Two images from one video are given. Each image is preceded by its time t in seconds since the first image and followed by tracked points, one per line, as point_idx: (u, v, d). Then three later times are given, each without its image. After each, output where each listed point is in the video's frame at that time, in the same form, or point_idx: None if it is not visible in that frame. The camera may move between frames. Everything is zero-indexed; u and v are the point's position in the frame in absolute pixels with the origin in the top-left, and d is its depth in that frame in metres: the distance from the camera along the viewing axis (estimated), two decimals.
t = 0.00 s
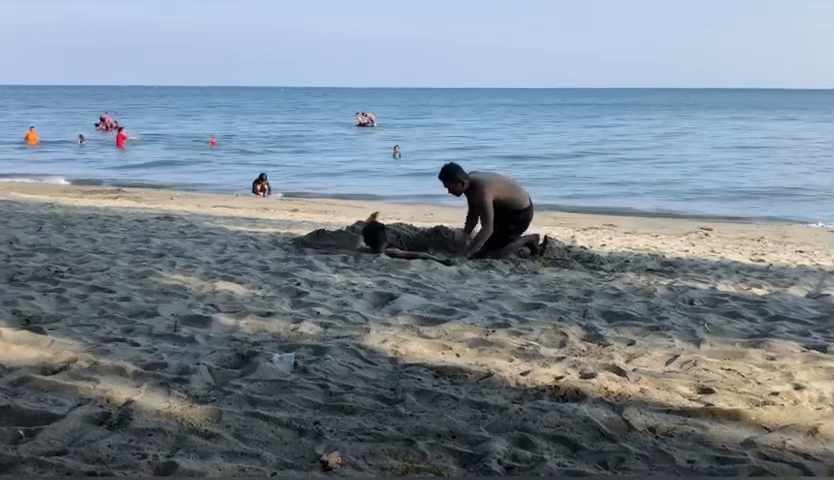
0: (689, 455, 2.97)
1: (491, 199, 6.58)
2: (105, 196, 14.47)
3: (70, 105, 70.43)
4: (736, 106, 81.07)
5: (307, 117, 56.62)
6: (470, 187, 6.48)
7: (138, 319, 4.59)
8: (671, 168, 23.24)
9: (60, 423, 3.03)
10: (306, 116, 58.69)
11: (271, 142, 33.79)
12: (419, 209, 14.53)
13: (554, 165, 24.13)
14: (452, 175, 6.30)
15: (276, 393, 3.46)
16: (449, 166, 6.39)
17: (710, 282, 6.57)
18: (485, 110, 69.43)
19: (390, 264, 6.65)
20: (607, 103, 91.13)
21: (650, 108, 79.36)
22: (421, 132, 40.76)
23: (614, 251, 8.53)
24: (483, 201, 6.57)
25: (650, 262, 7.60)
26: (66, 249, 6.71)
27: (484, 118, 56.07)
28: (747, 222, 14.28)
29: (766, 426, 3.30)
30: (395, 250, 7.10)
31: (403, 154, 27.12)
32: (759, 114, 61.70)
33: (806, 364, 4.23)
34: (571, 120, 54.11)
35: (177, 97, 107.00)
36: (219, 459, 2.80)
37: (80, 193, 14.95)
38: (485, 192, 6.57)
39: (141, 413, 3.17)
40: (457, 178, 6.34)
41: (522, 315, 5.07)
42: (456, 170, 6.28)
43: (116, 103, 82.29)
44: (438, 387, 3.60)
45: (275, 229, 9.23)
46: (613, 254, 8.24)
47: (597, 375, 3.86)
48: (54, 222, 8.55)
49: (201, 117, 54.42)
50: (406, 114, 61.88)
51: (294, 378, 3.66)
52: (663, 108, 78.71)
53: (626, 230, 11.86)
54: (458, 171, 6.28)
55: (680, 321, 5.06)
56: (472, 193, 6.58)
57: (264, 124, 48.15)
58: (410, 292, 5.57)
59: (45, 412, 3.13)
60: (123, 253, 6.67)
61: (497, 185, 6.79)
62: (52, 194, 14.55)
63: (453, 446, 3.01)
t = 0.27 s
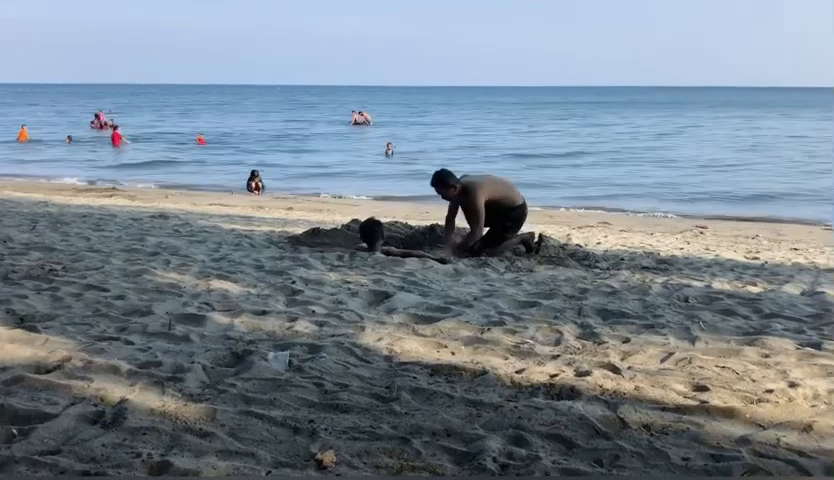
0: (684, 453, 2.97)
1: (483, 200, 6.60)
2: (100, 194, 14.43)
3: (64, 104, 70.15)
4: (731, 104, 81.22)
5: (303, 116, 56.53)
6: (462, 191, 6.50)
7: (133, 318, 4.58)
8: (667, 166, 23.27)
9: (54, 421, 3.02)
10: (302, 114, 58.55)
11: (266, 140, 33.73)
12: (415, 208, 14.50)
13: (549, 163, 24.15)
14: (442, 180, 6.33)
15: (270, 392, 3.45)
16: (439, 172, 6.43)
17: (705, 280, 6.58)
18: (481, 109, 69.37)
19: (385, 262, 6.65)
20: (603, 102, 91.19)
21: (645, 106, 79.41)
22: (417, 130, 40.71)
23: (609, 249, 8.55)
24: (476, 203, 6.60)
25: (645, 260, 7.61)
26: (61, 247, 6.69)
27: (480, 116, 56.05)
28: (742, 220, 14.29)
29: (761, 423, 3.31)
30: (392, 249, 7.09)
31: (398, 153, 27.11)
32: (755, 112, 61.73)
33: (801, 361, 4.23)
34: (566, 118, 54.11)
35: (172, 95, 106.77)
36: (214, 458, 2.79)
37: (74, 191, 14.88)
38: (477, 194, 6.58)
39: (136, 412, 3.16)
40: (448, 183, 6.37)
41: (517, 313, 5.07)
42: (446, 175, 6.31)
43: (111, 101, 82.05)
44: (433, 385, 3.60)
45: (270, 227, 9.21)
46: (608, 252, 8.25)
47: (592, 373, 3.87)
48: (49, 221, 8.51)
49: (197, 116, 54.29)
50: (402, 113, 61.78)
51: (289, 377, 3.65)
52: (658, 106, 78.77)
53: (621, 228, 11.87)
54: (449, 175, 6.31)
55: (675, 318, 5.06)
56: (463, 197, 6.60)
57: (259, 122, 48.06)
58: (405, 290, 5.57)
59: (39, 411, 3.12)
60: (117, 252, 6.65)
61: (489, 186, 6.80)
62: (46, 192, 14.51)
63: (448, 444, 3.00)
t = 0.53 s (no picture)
0: (683, 451, 2.98)
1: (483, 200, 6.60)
2: (100, 194, 14.42)
3: (63, 103, 70.08)
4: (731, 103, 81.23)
5: (303, 115, 56.50)
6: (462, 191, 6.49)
7: (133, 317, 4.57)
8: (666, 165, 23.28)
9: (55, 421, 3.03)
10: (302, 114, 58.52)
11: (266, 139, 33.72)
12: (415, 207, 14.50)
13: (549, 162, 24.15)
14: (442, 180, 6.32)
15: (271, 391, 3.46)
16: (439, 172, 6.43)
17: (704, 278, 6.59)
18: (481, 108, 69.36)
19: (385, 261, 6.65)
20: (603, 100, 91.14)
21: (645, 105, 79.41)
22: (417, 129, 40.69)
23: (609, 248, 8.56)
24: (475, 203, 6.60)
25: (645, 259, 7.61)
26: (61, 247, 6.69)
27: (479, 115, 56.03)
28: (742, 219, 14.30)
29: (760, 421, 3.32)
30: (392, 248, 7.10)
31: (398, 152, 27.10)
32: (755, 111, 61.70)
33: (800, 360, 4.24)
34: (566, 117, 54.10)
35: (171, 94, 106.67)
36: (214, 457, 2.79)
37: (74, 191, 14.87)
38: (476, 194, 6.58)
39: (136, 411, 3.16)
40: (448, 183, 6.36)
41: (517, 312, 5.08)
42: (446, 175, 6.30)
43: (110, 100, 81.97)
44: (433, 384, 3.61)
45: (269, 226, 9.20)
46: (608, 251, 8.25)
47: (592, 372, 3.88)
48: (48, 220, 8.50)
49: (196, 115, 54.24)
50: (402, 112, 61.72)
51: (289, 376, 3.66)
52: (658, 105, 78.77)
53: (621, 227, 11.87)
54: (449, 175, 6.30)
55: (675, 317, 5.07)
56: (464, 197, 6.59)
57: (258, 121, 48.03)
58: (405, 290, 5.57)
59: (39, 410, 3.12)
60: (117, 251, 6.65)
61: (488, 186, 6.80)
62: (46, 191, 14.49)
63: (448, 442, 3.01)
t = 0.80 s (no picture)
0: (686, 451, 2.97)
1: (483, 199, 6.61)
2: (102, 194, 14.44)
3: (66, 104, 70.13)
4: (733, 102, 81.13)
5: (304, 115, 56.51)
6: (461, 192, 6.52)
7: (136, 318, 4.58)
8: (668, 165, 23.27)
9: (58, 421, 3.03)
10: (304, 114, 58.53)
11: (268, 140, 33.74)
12: (417, 207, 14.50)
13: (551, 162, 24.15)
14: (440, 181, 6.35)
15: (274, 391, 3.46)
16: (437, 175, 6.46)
17: (707, 278, 6.58)
18: (483, 108, 69.32)
19: (387, 261, 6.66)
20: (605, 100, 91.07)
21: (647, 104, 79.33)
22: (419, 129, 40.70)
23: (611, 248, 8.55)
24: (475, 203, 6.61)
25: (648, 259, 7.61)
26: (64, 247, 6.71)
27: (481, 115, 56.00)
28: (745, 219, 14.28)
29: (763, 421, 3.31)
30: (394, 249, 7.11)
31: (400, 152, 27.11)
32: (758, 111, 61.57)
33: (803, 359, 4.24)
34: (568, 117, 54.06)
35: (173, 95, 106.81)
36: (217, 457, 2.80)
37: (77, 191, 14.90)
38: (476, 195, 6.60)
39: (140, 412, 3.17)
40: (446, 184, 6.39)
41: (520, 312, 5.08)
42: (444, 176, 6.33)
43: (112, 101, 82.08)
44: (437, 385, 3.60)
45: (272, 227, 9.21)
46: (611, 251, 8.25)
47: (595, 372, 3.87)
48: (51, 220, 8.52)
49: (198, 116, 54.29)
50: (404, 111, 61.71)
51: (293, 376, 3.66)
52: (660, 105, 78.69)
53: (624, 227, 11.86)
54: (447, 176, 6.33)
55: (677, 317, 5.07)
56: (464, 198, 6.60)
57: (261, 122, 48.06)
58: (408, 290, 5.57)
59: (43, 410, 3.13)
60: (120, 252, 6.66)
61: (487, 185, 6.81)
62: (48, 192, 14.52)
63: (452, 442, 3.01)
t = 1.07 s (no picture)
0: (688, 451, 2.97)
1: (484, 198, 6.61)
2: (104, 195, 14.46)
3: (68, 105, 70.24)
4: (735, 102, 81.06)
5: (306, 115, 56.52)
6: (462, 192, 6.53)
7: (138, 318, 4.59)
8: (670, 164, 23.25)
9: (60, 421, 3.04)
10: (305, 114, 58.53)
11: (269, 140, 33.76)
12: (419, 207, 14.50)
13: (553, 161, 24.14)
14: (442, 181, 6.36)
15: (275, 391, 3.46)
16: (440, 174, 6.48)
17: (709, 278, 6.57)
18: (485, 108, 69.31)
19: (389, 261, 6.66)
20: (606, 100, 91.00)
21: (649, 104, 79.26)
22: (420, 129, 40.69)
23: (613, 247, 8.54)
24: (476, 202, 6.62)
25: (650, 259, 7.60)
26: (65, 248, 6.71)
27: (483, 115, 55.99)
28: (747, 218, 14.26)
29: (765, 420, 3.31)
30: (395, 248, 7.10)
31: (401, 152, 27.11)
32: (761, 110, 61.47)
33: (806, 359, 4.23)
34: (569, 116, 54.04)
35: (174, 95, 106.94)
36: (219, 457, 2.80)
37: (78, 192, 14.91)
38: (476, 195, 6.60)
39: (142, 412, 3.17)
40: (448, 183, 6.39)
41: (521, 312, 5.07)
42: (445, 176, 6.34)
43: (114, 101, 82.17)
44: (438, 384, 3.60)
45: (273, 227, 9.21)
46: (612, 250, 8.24)
47: (597, 371, 3.87)
48: (53, 221, 8.54)
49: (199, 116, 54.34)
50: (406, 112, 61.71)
51: (294, 376, 3.66)
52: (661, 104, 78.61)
53: (625, 226, 11.84)
54: (449, 176, 6.33)
55: (679, 316, 5.06)
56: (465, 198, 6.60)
57: (262, 122, 48.08)
58: (409, 289, 5.57)
59: (45, 410, 3.13)
60: (122, 252, 6.67)
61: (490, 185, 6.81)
62: (50, 193, 14.54)
63: (453, 442, 3.01)
